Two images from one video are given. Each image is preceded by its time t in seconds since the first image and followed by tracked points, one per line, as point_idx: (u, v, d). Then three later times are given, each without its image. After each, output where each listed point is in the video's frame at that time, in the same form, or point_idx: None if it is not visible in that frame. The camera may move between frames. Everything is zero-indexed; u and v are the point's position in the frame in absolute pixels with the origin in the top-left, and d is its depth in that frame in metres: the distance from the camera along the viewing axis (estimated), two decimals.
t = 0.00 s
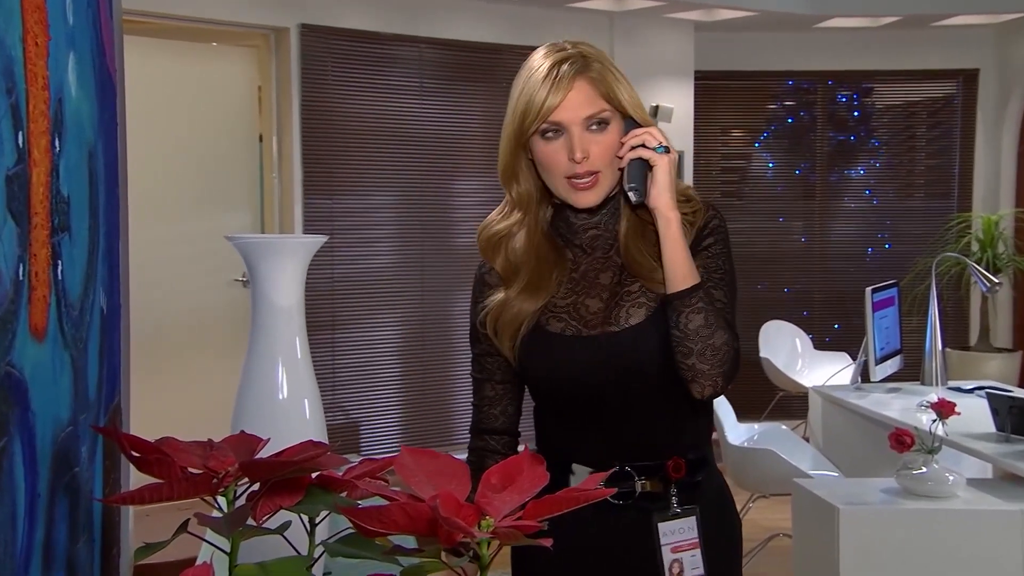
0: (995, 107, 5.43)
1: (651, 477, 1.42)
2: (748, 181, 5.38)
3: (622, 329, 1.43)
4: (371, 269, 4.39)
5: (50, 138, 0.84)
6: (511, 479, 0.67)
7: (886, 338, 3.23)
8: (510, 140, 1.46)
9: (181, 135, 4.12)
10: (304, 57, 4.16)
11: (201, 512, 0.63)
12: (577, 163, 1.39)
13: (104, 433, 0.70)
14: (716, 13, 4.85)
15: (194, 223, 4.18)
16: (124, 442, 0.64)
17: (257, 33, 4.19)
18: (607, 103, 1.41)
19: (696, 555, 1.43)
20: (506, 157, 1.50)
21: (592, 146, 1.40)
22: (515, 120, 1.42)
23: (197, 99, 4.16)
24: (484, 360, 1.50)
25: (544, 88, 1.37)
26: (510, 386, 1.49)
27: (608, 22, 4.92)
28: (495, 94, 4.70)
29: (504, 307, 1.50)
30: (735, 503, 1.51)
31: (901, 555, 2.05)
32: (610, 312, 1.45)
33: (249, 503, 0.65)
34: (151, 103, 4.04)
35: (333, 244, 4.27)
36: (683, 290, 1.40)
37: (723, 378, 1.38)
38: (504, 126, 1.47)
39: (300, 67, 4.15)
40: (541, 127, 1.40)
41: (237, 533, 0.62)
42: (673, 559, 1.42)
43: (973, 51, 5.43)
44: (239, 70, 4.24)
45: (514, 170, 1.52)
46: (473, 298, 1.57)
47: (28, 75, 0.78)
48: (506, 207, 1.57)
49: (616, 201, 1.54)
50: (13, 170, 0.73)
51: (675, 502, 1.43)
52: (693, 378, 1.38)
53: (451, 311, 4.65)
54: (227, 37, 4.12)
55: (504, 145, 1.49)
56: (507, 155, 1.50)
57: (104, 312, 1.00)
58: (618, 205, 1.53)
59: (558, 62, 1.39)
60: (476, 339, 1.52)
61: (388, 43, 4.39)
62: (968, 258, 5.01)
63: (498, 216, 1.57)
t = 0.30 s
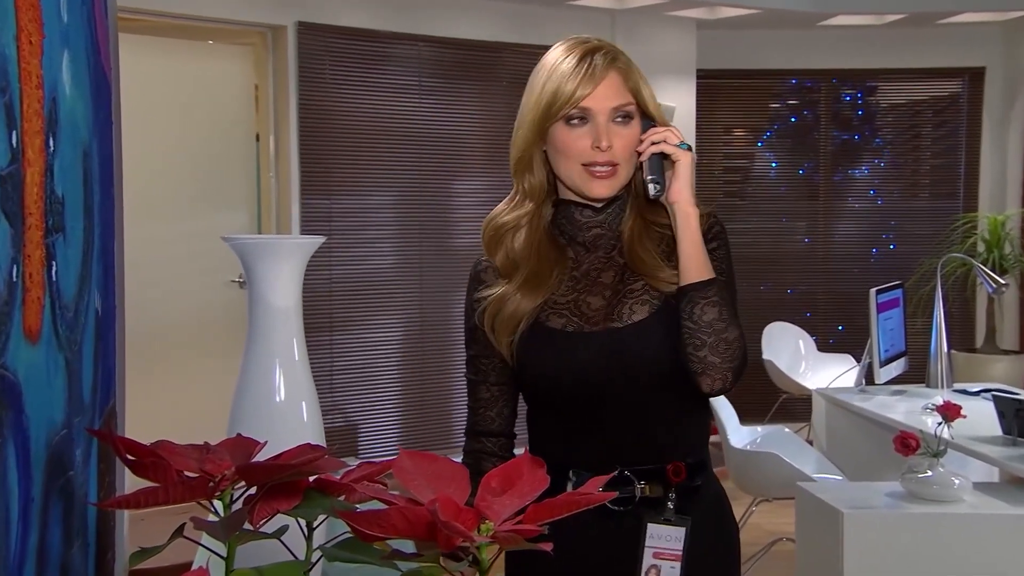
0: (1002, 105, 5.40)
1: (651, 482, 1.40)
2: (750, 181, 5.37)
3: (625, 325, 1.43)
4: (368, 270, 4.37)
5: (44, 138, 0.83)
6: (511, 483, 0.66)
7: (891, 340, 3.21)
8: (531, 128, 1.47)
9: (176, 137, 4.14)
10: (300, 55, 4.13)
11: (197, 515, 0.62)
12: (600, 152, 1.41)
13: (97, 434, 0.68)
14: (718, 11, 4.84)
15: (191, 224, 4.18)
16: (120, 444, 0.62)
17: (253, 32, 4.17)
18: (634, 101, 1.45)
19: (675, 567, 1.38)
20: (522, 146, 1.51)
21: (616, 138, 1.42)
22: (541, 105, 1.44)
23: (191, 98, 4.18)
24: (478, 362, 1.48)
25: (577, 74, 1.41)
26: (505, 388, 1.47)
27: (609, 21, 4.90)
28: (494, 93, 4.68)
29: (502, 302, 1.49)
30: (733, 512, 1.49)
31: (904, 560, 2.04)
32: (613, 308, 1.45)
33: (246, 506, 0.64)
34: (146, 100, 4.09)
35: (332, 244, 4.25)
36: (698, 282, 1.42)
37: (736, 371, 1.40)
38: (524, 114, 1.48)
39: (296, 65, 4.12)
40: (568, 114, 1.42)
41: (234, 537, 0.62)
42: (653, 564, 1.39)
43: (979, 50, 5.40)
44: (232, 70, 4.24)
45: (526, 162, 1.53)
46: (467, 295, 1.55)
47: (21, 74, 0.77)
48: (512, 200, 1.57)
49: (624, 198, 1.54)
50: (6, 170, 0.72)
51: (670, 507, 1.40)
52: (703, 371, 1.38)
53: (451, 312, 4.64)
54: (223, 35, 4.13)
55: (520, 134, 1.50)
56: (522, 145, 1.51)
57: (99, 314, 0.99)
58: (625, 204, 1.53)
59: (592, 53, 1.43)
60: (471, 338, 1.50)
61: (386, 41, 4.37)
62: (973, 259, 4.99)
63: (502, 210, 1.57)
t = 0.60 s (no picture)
0: (1008, 105, 5.37)
1: (653, 486, 1.39)
2: (754, 182, 5.35)
3: (639, 323, 1.43)
4: (367, 272, 4.36)
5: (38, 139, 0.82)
6: (511, 488, 0.64)
7: (896, 343, 3.19)
8: (551, 121, 1.47)
9: (171, 134, 4.14)
10: (298, 54, 4.13)
11: (193, 521, 0.61)
12: (623, 149, 1.42)
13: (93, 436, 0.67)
14: (720, 10, 4.82)
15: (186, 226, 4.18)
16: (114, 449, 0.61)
17: (250, 31, 4.16)
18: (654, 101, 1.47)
19: (702, 563, 1.40)
20: (538, 138, 1.50)
21: (639, 137, 1.43)
22: (566, 98, 1.44)
23: (186, 98, 4.18)
24: (476, 362, 1.47)
25: (609, 70, 1.42)
26: (502, 388, 1.46)
27: (610, 20, 4.90)
28: (493, 93, 4.66)
29: (509, 298, 1.46)
30: (729, 520, 1.47)
31: (910, 566, 2.02)
32: (624, 306, 1.45)
33: (242, 511, 0.62)
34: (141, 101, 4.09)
35: (328, 246, 4.24)
36: (720, 283, 1.45)
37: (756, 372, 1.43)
38: (545, 106, 1.48)
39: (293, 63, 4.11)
40: (593, 108, 1.43)
41: (231, 544, 0.61)
42: (681, 570, 1.39)
43: (984, 49, 5.38)
44: (230, 70, 4.24)
45: (539, 157, 1.52)
46: (463, 291, 1.53)
47: (14, 74, 0.75)
48: (522, 195, 1.55)
49: (631, 201, 1.56)
50: None
51: (679, 511, 1.40)
52: (724, 372, 1.40)
53: (448, 315, 4.61)
54: (219, 35, 4.14)
55: (538, 126, 1.50)
56: (539, 138, 1.50)
57: (93, 317, 0.98)
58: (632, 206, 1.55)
59: (622, 51, 1.44)
60: (470, 336, 1.49)
61: (384, 40, 4.35)
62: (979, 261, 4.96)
63: (509, 205, 1.55)
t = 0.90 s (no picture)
0: (1014, 106, 5.35)
1: (648, 498, 1.38)
2: (756, 184, 5.33)
3: (638, 335, 1.43)
4: (363, 276, 4.33)
5: (29, 141, 0.80)
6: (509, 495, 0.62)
7: (900, 347, 3.18)
8: (561, 116, 1.46)
9: (165, 135, 4.12)
10: (293, 54, 4.10)
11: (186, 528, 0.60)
12: (630, 148, 1.41)
13: (81, 444, 0.65)
14: (722, 9, 4.81)
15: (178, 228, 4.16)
16: (106, 456, 0.59)
17: (244, 31, 4.13)
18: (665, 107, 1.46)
19: None
20: (545, 135, 1.48)
21: (647, 138, 1.42)
22: (578, 94, 1.43)
23: (180, 98, 4.16)
24: (472, 368, 1.46)
25: (624, 68, 1.41)
26: (498, 396, 1.46)
27: (610, 19, 4.89)
28: (492, 93, 4.65)
29: (507, 305, 1.45)
30: (725, 531, 1.46)
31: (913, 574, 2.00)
32: (621, 317, 1.44)
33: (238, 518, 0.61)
34: (135, 103, 4.07)
35: (324, 250, 4.20)
36: (720, 301, 1.45)
37: (752, 393, 1.44)
38: (556, 101, 1.47)
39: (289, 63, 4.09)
40: (604, 106, 1.41)
41: (225, 552, 0.59)
42: None
43: (990, 49, 5.36)
44: (225, 70, 4.21)
45: (546, 154, 1.50)
46: (460, 293, 1.52)
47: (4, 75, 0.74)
48: (528, 194, 1.53)
49: (633, 209, 1.55)
50: None
51: (667, 522, 1.38)
52: (722, 392, 1.42)
53: (444, 320, 4.58)
54: (214, 34, 4.12)
55: (547, 122, 1.48)
56: (547, 135, 1.48)
57: (85, 321, 0.96)
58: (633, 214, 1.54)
59: (639, 52, 1.43)
60: (465, 341, 1.48)
61: (380, 40, 4.33)
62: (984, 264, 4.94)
63: (512, 205, 1.53)
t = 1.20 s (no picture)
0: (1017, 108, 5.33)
1: (646, 503, 1.38)
2: (756, 187, 5.32)
3: (638, 338, 1.41)
4: (360, 279, 4.31)
5: (20, 144, 0.79)
6: (507, 502, 0.61)
7: (902, 352, 3.16)
8: (562, 116, 1.44)
9: (158, 135, 4.11)
10: (287, 56, 4.08)
11: (180, 538, 0.58)
12: (630, 152, 1.39)
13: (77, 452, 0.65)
14: (722, 10, 4.79)
15: (166, 229, 4.12)
16: (97, 463, 0.59)
17: (238, 32, 4.11)
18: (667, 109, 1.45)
19: None
20: (545, 135, 1.47)
21: (649, 142, 1.40)
22: (581, 95, 1.41)
23: (172, 98, 4.15)
24: (468, 373, 1.44)
25: (627, 71, 1.39)
26: (495, 400, 1.44)
27: (608, 20, 4.87)
28: (491, 95, 4.63)
29: (505, 307, 1.44)
30: (724, 541, 1.45)
31: None
32: (621, 320, 1.43)
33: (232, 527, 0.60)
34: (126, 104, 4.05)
35: (319, 253, 4.19)
36: (722, 305, 1.43)
37: (754, 398, 1.43)
38: (557, 100, 1.45)
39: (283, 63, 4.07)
40: (606, 107, 1.40)
41: (217, 560, 0.58)
42: None
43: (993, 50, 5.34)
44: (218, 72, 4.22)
45: (546, 153, 1.48)
46: (457, 296, 1.50)
47: None
48: (527, 193, 1.51)
49: (633, 210, 1.54)
50: None
51: (671, 528, 1.38)
52: (722, 397, 1.41)
53: (441, 324, 4.56)
54: (206, 36, 4.10)
55: (548, 121, 1.47)
56: (548, 134, 1.46)
57: (77, 326, 0.95)
58: (634, 215, 1.53)
59: (644, 53, 1.42)
60: (462, 346, 1.46)
61: (375, 41, 4.31)
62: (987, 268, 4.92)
63: (512, 205, 1.51)
